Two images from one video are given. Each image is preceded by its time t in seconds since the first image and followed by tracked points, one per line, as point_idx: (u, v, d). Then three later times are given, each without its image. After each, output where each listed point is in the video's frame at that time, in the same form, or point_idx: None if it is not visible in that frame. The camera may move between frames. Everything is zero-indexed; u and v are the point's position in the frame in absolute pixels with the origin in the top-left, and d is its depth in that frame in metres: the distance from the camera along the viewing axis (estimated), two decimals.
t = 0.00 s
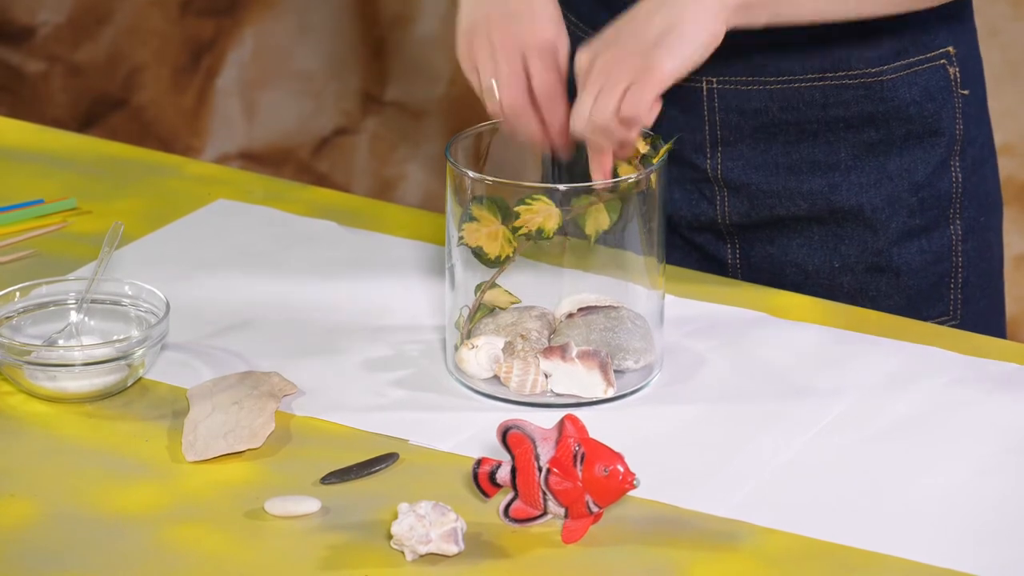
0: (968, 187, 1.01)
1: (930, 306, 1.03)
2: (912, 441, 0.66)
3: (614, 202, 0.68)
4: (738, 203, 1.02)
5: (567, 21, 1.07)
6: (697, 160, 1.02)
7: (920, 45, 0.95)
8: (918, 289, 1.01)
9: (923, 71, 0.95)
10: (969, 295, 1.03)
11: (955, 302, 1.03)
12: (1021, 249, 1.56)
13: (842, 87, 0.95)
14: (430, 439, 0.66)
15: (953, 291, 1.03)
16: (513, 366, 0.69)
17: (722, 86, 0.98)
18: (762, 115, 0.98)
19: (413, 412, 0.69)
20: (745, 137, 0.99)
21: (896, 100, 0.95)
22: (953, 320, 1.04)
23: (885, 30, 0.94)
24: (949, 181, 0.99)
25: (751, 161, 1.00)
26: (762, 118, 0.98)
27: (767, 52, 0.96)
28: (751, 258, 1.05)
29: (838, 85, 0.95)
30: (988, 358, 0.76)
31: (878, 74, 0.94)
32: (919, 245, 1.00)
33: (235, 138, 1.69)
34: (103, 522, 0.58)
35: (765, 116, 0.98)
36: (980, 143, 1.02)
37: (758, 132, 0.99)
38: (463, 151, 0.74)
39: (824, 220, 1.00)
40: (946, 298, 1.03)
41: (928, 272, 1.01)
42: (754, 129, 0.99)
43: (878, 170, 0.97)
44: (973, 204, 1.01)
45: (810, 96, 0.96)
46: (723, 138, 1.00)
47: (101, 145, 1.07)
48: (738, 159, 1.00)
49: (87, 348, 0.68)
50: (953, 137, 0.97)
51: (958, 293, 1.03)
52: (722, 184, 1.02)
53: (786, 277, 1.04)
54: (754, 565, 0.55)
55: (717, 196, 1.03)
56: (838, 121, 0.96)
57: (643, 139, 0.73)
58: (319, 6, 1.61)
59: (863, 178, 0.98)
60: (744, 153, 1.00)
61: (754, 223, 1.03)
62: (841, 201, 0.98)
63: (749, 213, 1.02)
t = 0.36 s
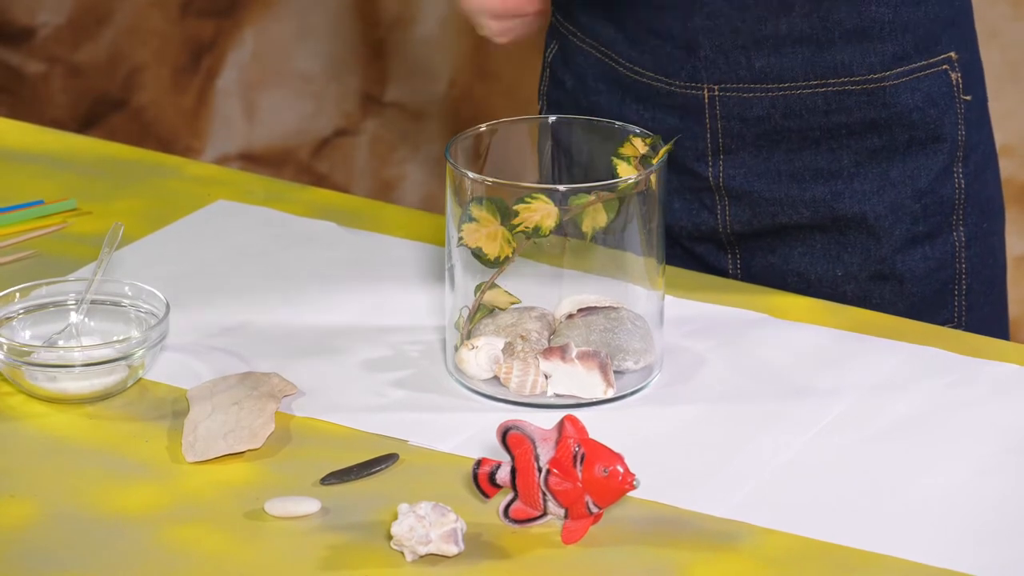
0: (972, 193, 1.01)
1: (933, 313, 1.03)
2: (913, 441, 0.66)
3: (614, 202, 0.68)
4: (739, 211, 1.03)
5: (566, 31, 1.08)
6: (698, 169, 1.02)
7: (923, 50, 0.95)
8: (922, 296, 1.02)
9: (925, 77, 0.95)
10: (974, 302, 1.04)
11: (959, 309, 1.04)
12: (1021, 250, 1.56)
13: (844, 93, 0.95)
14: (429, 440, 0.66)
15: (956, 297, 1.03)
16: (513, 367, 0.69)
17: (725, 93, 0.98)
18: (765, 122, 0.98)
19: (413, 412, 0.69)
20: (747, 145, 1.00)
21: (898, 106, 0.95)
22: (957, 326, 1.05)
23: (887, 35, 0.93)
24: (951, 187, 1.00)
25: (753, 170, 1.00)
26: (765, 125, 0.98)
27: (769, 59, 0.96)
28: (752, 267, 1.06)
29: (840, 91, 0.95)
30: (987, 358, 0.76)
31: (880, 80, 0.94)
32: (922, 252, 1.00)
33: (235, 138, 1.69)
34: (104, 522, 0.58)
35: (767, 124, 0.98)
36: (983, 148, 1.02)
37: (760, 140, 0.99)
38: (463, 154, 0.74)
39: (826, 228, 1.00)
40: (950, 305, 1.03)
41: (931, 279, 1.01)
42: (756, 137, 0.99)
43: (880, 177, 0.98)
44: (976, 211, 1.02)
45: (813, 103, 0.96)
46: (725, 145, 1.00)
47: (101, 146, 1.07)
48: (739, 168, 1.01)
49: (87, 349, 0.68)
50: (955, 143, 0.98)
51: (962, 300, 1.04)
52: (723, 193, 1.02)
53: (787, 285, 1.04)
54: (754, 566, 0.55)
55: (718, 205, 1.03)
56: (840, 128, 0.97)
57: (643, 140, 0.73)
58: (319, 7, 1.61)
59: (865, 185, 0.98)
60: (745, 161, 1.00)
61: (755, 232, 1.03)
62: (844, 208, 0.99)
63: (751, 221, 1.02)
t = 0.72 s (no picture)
0: (973, 194, 1.02)
1: (935, 314, 1.04)
2: (913, 441, 0.66)
3: (614, 202, 0.68)
4: (740, 211, 1.03)
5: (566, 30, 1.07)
6: (699, 168, 1.03)
7: (923, 50, 0.95)
8: (923, 296, 1.02)
9: (926, 77, 0.95)
10: (977, 303, 1.05)
11: (961, 310, 1.05)
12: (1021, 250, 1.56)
13: (844, 93, 0.95)
14: (429, 441, 0.66)
15: (958, 298, 1.04)
16: (513, 367, 0.69)
17: (726, 93, 0.98)
18: (766, 121, 0.98)
19: (412, 413, 0.69)
20: (747, 145, 1.00)
21: (899, 106, 0.95)
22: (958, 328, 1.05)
23: (888, 34, 0.93)
24: (952, 188, 1.00)
25: (753, 170, 1.00)
26: (766, 124, 0.98)
27: (770, 57, 0.96)
28: (752, 268, 1.06)
29: (841, 91, 0.95)
30: (987, 359, 0.76)
31: (880, 80, 0.94)
32: (923, 253, 1.01)
33: (236, 138, 1.69)
34: (103, 522, 0.58)
35: (768, 123, 0.98)
36: (985, 148, 1.02)
37: (761, 140, 0.99)
38: (463, 154, 0.73)
39: (827, 228, 1.01)
40: (953, 306, 1.04)
41: (932, 279, 1.02)
42: (757, 136, 0.99)
43: (880, 177, 0.98)
44: (978, 212, 1.02)
45: (813, 102, 0.96)
46: (726, 145, 1.00)
47: (101, 146, 1.07)
48: (740, 168, 1.01)
49: (87, 349, 0.68)
50: (956, 142, 0.98)
51: (964, 300, 1.04)
52: (723, 193, 1.03)
53: (788, 286, 1.05)
54: (754, 566, 0.55)
55: (718, 205, 1.04)
56: (840, 128, 0.97)
57: (643, 140, 0.73)
58: (319, 7, 1.61)
59: (865, 185, 0.98)
60: (746, 161, 1.00)
61: (756, 232, 1.03)
62: (844, 209, 0.99)
63: (751, 221, 1.03)
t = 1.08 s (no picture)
0: (965, 198, 1.00)
1: (926, 318, 1.03)
2: (911, 441, 0.66)
3: (614, 201, 0.68)
4: (730, 213, 1.03)
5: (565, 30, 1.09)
6: (690, 169, 1.04)
7: (914, 56, 0.94)
8: (913, 301, 1.02)
9: (915, 82, 0.95)
10: (968, 306, 1.04)
11: (953, 314, 1.04)
12: (1021, 250, 1.56)
13: (833, 97, 0.96)
14: (429, 441, 0.66)
15: (950, 302, 1.03)
16: (513, 367, 0.69)
17: (716, 95, 0.99)
18: (755, 124, 0.99)
19: (412, 413, 0.69)
20: (737, 147, 1.00)
21: (887, 111, 0.95)
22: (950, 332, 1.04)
23: (877, 39, 0.94)
24: (944, 193, 0.99)
25: (743, 172, 1.01)
26: (755, 128, 0.99)
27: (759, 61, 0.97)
28: (745, 268, 1.06)
29: (829, 95, 0.96)
30: (986, 358, 0.76)
31: (868, 84, 0.94)
32: (913, 258, 1.00)
33: (236, 138, 1.69)
34: (103, 522, 0.58)
35: (757, 126, 0.99)
36: (977, 153, 1.02)
37: (751, 143, 1.00)
38: (463, 155, 0.74)
39: (816, 232, 1.01)
40: (944, 310, 1.03)
41: (922, 284, 1.01)
42: (746, 139, 1.00)
43: (870, 182, 0.97)
44: (971, 217, 1.01)
45: (801, 106, 0.97)
46: (716, 148, 1.01)
47: (101, 146, 1.07)
48: (731, 170, 1.01)
49: (87, 349, 0.68)
50: (947, 148, 0.97)
51: (956, 305, 1.03)
52: (715, 194, 1.03)
53: (779, 287, 1.05)
54: (754, 566, 0.55)
55: (710, 207, 1.04)
56: (828, 132, 0.97)
57: (643, 141, 0.73)
58: (319, 7, 1.61)
59: (854, 189, 0.98)
60: (736, 163, 1.01)
61: (747, 233, 1.03)
62: (833, 213, 0.99)
63: (742, 223, 1.03)
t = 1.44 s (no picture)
0: (969, 200, 1.01)
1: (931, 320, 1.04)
2: (913, 441, 0.66)
3: (614, 199, 0.67)
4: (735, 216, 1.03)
5: (568, 29, 1.08)
6: (693, 173, 1.03)
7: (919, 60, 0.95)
8: (917, 303, 1.03)
9: (920, 86, 0.95)
10: (973, 308, 1.05)
11: (956, 316, 1.05)
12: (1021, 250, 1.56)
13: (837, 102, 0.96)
14: (429, 440, 0.66)
15: (953, 304, 1.04)
16: (513, 366, 0.69)
17: (720, 100, 0.99)
18: (760, 129, 0.99)
19: (412, 413, 0.69)
20: (741, 151, 1.01)
21: (893, 115, 0.95)
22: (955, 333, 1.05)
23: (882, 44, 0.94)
24: (948, 196, 1.00)
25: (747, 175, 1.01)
26: (760, 132, 0.99)
27: (763, 67, 0.96)
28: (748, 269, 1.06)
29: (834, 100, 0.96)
30: (987, 358, 0.76)
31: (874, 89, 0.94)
32: (918, 260, 1.01)
33: (236, 138, 1.69)
34: (102, 522, 0.58)
35: (762, 130, 0.99)
36: (983, 154, 1.02)
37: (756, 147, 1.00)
38: (463, 155, 0.74)
39: (822, 235, 1.01)
40: (947, 312, 1.04)
41: (926, 287, 1.02)
42: (751, 143, 1.00)
43: (875, 186, 0.98)
44: (974, 218, 1.02)
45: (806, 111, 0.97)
46: (721, 152, 1.01)
47: (101, 146, 1.07)
48: (734, 173, 1.02)
49: (87, 349, 0.68)
50: (952, 151, 0.98)
51: (959, 306, 1.04)
52: (719, 197, 1.03)
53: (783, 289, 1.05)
54: (754, 566, 0.55)
55: (715, 209, 1.04)
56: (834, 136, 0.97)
57: (643, 140, 0.73)
58: (319, 7, 1.61)
59: (860, 194, 0.98)
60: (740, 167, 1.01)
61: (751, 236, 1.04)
62: (838, 216, 0.99)
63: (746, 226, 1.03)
